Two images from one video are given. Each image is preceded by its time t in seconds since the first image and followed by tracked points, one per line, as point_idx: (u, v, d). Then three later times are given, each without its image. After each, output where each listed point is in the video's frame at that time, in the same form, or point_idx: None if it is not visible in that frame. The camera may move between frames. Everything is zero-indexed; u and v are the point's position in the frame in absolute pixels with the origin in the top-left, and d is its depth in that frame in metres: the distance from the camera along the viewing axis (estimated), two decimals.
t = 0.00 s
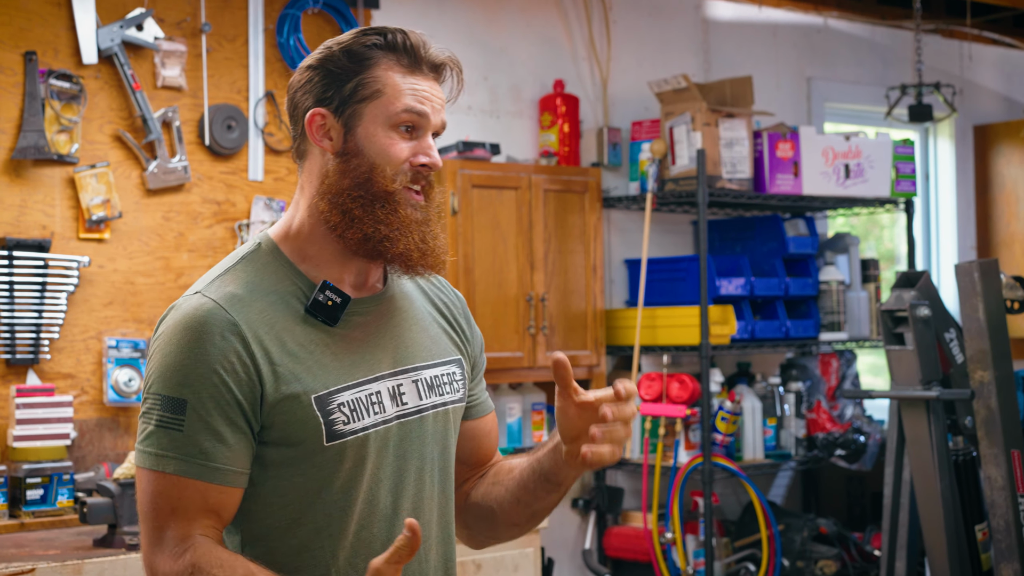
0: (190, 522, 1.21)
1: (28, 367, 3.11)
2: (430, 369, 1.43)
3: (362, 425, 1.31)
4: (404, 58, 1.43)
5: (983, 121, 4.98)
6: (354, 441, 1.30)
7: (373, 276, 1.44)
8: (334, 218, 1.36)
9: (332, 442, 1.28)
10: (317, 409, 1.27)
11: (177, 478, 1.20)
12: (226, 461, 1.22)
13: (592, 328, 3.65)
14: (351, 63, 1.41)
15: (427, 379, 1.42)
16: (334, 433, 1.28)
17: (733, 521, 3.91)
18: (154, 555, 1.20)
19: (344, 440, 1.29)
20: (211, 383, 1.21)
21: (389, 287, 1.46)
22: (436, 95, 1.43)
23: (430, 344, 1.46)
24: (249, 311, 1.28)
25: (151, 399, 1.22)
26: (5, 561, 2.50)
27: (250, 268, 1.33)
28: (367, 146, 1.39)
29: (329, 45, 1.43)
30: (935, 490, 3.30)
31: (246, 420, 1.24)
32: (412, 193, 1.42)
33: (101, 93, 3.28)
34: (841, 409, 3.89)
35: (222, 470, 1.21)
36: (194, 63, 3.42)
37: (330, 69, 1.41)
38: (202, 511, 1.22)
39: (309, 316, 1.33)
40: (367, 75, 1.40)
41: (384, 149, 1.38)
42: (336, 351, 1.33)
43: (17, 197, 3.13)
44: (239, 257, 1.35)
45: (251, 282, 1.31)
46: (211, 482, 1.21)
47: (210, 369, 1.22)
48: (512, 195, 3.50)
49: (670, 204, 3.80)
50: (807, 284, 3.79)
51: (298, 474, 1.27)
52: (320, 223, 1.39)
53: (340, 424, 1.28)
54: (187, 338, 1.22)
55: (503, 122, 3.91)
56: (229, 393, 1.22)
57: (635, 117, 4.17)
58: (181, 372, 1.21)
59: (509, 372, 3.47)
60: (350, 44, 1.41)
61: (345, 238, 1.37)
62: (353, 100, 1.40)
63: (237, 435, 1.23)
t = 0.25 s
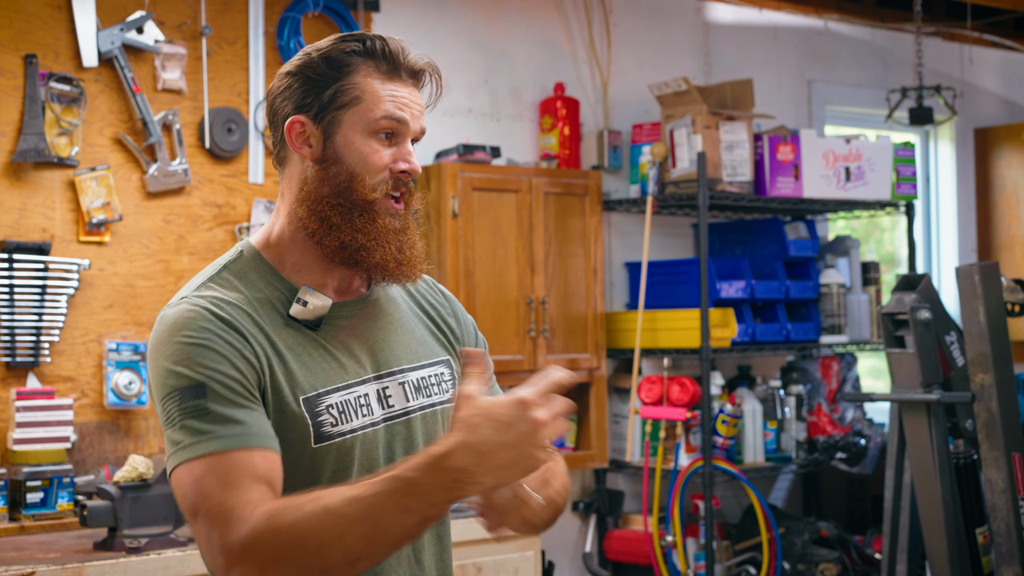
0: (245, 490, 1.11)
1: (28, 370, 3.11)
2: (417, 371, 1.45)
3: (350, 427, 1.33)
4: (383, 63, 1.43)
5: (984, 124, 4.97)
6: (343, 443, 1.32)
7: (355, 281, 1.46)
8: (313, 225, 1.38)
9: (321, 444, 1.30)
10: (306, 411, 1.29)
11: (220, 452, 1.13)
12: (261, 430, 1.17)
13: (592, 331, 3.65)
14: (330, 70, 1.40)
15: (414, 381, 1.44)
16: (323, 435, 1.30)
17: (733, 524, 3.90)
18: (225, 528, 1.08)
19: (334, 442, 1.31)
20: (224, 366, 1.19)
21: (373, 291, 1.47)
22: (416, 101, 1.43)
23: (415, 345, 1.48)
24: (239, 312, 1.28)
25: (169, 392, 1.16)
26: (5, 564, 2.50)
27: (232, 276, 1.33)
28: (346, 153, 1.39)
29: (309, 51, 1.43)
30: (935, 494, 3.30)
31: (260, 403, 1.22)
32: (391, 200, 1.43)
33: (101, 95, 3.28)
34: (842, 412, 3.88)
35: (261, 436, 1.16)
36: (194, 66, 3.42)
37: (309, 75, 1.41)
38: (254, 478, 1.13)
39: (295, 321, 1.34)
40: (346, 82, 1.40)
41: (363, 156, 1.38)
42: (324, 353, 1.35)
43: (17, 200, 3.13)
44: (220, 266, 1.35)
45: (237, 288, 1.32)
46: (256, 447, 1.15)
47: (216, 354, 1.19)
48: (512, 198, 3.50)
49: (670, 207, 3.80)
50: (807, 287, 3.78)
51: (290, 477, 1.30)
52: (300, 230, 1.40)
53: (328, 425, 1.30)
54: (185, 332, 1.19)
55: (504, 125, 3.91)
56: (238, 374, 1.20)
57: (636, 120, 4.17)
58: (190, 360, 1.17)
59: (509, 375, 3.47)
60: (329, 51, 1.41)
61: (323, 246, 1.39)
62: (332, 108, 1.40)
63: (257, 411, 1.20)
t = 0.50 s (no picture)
0: (284, 477, 1.14)
1: (28, 373, 3.11)
2: (418, 385, 1.47)
3: (359, 438, 1.36)
4: (400, 78, 1.44)
5: (984, 127, 4.98)
6: (351, 454, 1.35)
7: (363, 292, 1.46)
8: (328, 237, 1.38)
9: (331, 454, 1.33)
10: (321, 421, 1.31)
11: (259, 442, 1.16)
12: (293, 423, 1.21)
13: (592, 334, 3.65)
14: (347, 84, 1.41)
15: (415, 394, 1.46)
16: (334, 445, 1.33)
17: (733, 527, 3.90)
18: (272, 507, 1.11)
19: (343, 452, 1.34)
20: (256, 363, 1.22)
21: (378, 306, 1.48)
22: (431, 117, 1.44)
23: (417, 359, 1.50)
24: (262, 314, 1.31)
25: (203, 389, 1.18)
26: (5, 567, 2.50)
27: (250, 281, 1.34)
28: (361, 166, 1.40)
29: (326, 63, 1.43)
30: (935, 497, 3.30)
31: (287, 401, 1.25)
32: (405, 214, 1.44)
33: (102, 98, 3.28)
34: (842, 415, 3.85)
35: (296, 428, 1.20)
36: (194, 69, 3.42)
37: (326, 88, 1.42)
38: (291, 467, 1.15)
39: (313, 326, 1.36)
40: (363, 96, 1.41)
41: (379, 170, 1.40)
42: (342, 359, 1.38)
43: (17, 202, 3.13)
44: (237, 270, 1.35)
45: (257, 292, 1.33)
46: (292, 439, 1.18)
47: (249, 352, 1.22)
48: (512, 201, 3.50)
49: (670, 210, 3.81)
50: (807, 290, 3.79)
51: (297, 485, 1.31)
52: (313, 240, 1.40)
53: (340, 435, 1.33)
54: (215, 332, 1.21)
55: (504, 127, 3.91)
56: (268, 372, 1.23)
57: (636, 123, 4.17)
58: (224, 357, 1.19)
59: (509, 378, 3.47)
60: (347, 64, 1.42)
61: (338, 258, 1.39)
62: (349, 121, 1.40)
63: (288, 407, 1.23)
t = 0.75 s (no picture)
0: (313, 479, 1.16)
1: (28, 378, 3.11)
2: (416, 403, 1.47)
3: (363, 453, 1.37)
4: (404, 99, 1.44)
5: (984, 132, 4.98)
6: (354, 468, 1.36)
7: (363, 310, 1.47)
8: (333, 257, 1.38)
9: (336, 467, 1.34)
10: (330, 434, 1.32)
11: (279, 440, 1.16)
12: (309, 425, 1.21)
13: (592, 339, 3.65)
14: (351, 104, 1.41)
15: (413, 412, 1.46)
16: (339, 459, 1.34)
17: (733, 532, 3.90)
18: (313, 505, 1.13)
19: (348, 465, 1.35)
20: (272, 367, 1.22)
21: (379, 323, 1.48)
22: (434, 137, 1.45)
23: (415, 377, 1.50)
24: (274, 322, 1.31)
25: (220, 389, 1.18)
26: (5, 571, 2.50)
27: (259, 291, 1.34)
28: (366, 186, 1.40)
29: (330, 84, 1.43)
30: (935, 502, 3.30)
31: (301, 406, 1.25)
32: (409, 234, 1.44)
33: (102, 103, 3.28)
34: (843, 419, 3.85)
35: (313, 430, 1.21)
36: (195, 74, 3.42)
37: (329, 108, 1.42)
38: (311, 469, 1.16)
39: (320, 340, 1.36)
40: (368, 116, 1.41)
41: (384, 190, 1.40)
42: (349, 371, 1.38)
43: (17, 207, 3.13)
44: (245, 280, 1.35)
45: (266, 301, 1.34)
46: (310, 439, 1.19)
47: (266, 355, 1.22)
48: (512, 205, 3.50)
49: (670, 215, 3.81)
50: (808, 295, 3.78)
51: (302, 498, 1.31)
52: (317, 259, 1.40)
53: (346, 449, 1.34)
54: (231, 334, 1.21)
55: (504, 132, 3.91)
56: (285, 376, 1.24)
57: (636, 128, 4.17)
58: (242, 359, 1.20)
59: (510, 383, 3.47)
60: (351, 84, 1.42)
61: (343, 278, 1.39)
62: (354, 141, 1.40)
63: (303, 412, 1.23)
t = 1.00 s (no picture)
0: (323, 491, 1.16)
1: (28, 381, 3.11)
2: (410, 406, 1.47)
3: (360, 456, 1.37)
4: (379, 97, 1.44)
5: (984, 136, 4.98)
6: (353, 471, 1.36)
7: (355, 314, 1.46)
8: (320, 257, 1.38)
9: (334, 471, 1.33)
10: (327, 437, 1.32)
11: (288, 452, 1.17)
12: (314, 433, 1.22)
13: (592, 342, 3.65)
14: (328, 105, 1.42)
15: (407, 415, 1.46)
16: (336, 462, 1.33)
17: (733, 536, 3.90)
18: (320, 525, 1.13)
19: (346, 469, 1.35)
20: (271, 377, 1.22)
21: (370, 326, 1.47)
22: (413, 133, 1.44)
23: (408, 380, 1.49)
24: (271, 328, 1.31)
25: (222, 405, 1.18)
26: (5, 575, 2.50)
27: (252, 297, 1.34)
28: (348, 186, 1.40)
29: (305, 88, 1.43)
30: (936, 505, 3.30)
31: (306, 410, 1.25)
32: (396, 230, 1.44)
33: (102, 107, 3.28)
34: (843, 423, 3.87)
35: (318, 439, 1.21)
36: (195, 78, 3.42)
37: (308, 111, 1.42)
38: (324, 481, 1.17)
39: (315, 343, 1.36)
40: (345, 116, 1.41)
41: (367, 188, 1.40)
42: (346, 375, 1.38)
43: (17, 211, 3.13)
44: (239, 286, 1.35)
45: (261, 306, 1.34)
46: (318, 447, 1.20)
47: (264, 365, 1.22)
48: (512, 209, 3.50)
49: (670, 219, 3.81)
50: (808, 298, 3.79)
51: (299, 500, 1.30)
52: (306, 261, 1.40)
53: (343, 452, 1.34)
54: (227, 345, 1.21)
55: (504, 135, 3.92)
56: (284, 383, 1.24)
57: (636, 131, 4.17)
58: (241, 372, 1.20)
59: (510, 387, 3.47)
60: (326, 86, 1.42)
61: (332, 277, 1.39)
62: (334, 141, 1.41)
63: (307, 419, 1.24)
